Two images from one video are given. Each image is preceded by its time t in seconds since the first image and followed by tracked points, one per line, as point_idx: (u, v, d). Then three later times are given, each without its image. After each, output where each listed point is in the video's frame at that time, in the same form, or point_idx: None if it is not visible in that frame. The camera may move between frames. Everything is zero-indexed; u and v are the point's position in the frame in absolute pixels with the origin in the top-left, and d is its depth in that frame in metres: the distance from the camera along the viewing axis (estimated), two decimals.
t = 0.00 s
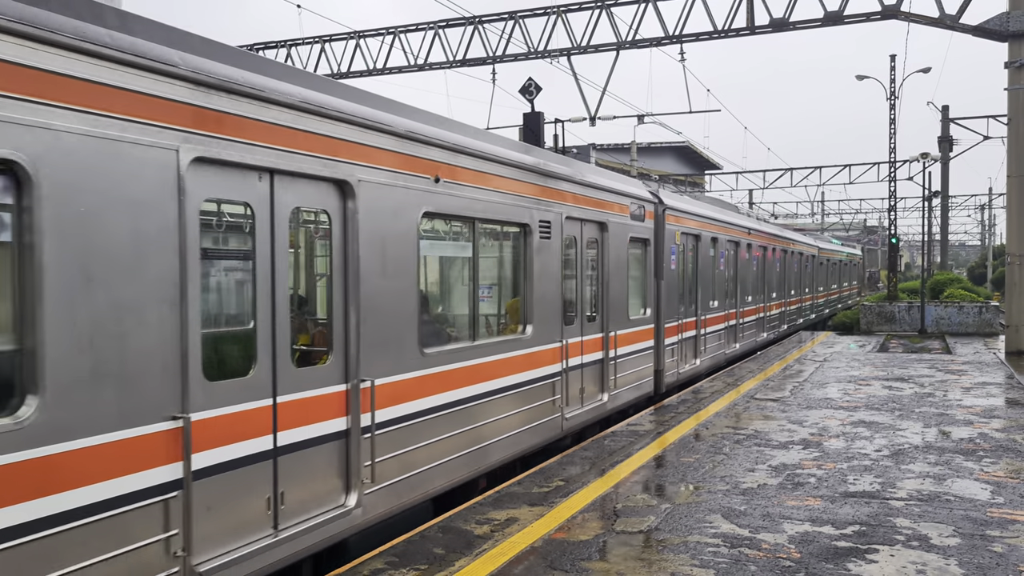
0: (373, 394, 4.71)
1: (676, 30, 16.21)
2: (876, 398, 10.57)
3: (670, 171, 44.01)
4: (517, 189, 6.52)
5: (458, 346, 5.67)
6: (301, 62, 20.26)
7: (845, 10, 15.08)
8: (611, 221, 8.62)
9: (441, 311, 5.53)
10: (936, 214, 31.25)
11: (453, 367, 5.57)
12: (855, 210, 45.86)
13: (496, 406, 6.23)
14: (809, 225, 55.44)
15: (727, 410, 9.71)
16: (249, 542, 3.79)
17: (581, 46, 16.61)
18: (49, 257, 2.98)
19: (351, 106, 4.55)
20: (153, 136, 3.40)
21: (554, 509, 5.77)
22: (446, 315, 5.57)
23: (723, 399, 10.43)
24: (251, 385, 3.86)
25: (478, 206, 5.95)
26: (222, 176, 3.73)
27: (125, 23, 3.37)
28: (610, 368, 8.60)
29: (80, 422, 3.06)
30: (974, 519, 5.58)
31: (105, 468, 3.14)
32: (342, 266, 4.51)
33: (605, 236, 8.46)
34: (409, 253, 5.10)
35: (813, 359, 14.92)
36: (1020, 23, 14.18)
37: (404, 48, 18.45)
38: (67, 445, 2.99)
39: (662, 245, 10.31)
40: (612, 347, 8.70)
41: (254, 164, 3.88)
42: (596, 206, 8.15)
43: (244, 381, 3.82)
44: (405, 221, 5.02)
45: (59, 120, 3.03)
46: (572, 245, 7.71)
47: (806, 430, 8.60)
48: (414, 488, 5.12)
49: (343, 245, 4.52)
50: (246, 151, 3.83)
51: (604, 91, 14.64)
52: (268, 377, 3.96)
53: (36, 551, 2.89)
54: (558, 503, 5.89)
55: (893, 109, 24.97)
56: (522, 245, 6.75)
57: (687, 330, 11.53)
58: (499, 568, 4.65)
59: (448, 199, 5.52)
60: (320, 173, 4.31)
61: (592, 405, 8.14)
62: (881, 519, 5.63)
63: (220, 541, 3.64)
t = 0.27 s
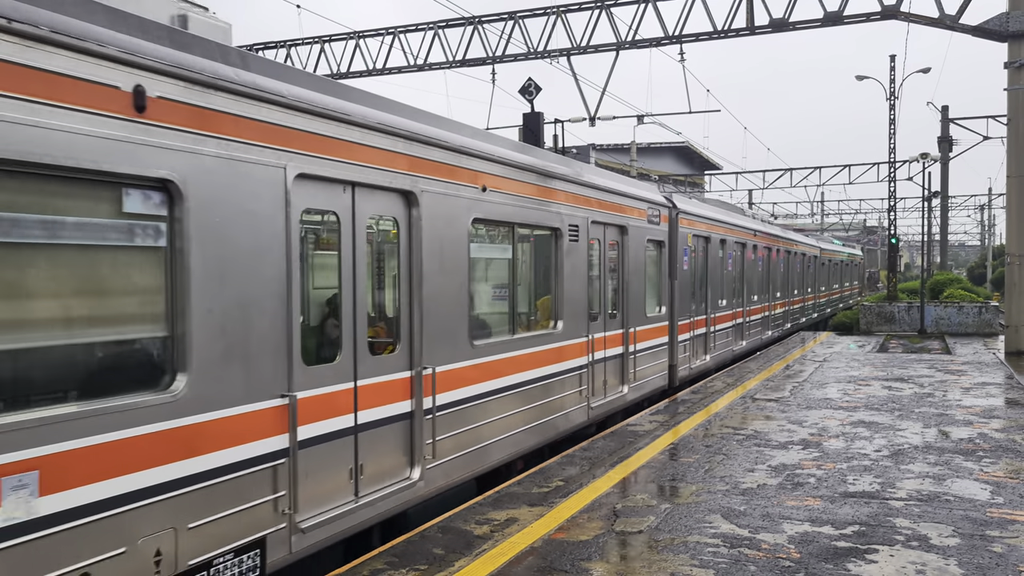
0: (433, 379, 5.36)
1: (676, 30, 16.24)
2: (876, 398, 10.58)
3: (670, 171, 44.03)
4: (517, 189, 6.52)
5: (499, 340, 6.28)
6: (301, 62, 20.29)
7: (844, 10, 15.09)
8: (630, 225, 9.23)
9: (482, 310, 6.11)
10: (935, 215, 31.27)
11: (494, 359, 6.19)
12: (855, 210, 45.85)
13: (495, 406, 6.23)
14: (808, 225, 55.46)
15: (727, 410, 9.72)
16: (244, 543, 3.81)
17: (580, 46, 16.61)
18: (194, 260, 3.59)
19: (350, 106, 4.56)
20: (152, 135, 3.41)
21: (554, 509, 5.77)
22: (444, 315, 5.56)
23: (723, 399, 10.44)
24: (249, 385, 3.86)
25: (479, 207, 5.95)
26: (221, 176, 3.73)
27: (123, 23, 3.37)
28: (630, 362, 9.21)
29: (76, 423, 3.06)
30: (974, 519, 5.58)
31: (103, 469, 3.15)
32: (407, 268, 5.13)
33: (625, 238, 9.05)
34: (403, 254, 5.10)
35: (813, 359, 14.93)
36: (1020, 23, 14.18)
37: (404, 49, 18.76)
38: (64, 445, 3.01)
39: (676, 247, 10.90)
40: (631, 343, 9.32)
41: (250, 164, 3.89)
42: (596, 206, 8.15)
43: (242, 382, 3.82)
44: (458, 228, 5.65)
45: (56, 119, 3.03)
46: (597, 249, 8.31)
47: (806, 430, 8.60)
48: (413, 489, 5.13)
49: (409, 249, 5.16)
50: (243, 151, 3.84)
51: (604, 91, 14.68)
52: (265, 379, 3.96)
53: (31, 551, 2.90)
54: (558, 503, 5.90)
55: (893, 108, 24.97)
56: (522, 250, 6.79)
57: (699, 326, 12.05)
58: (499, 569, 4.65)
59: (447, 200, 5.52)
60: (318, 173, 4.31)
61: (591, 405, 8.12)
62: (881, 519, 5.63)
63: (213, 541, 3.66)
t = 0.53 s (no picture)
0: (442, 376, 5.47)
1: (675, 30, 16.30)
2: (875, 399, 10.58)
3: (669, 172, 44.05)
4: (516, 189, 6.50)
5: (535, 333, 6.87)
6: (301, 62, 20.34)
7: (844, 10, 15.10)
8: (647, 228, 9.81)
9: (520, 307, 6.68)
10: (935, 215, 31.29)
11: (532, 350, 6.79)
12: (855, 211, 45.85)
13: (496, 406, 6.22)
14: (808, 225, 55.50)
15: (727, 410, 9.72)
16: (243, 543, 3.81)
17: (580, 46, 16.61)
18: (298, 262, 4.19)
19: (350, 106, 4.56)
20: (151, 135, 3.40)
21: (554, 509, 5.78)
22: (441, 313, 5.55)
23: (723, 399, 10.46)
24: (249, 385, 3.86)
25: (479, 207, 5.95)
26: (220, 176, 3.72)
27: (123, 23, 3.37)
28: (648, 357, 9.79)
29: (76, 423, 3.05)
30: (973, 520, 5.59)
31: (104, 469, 3.15)
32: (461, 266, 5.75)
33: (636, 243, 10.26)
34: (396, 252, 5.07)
35: (813, 359, 14.94)
36: (1019, 24, 14.19)
37: (404, 49, 18.82)
38: (64, 445, 3.00)
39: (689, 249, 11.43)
40: (649, 338, 9.90)
41: (249, 164, 3.88)
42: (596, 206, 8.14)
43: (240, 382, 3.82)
44: (501, 232, 6.26)
45: (54, 119, 3.02)
46: (619, 250, 8.90)
47: (805, 430, 8.61)
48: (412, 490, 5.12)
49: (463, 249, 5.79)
50: (242, 151, 3.84)
51: (604, 91, 14.66)
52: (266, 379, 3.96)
53: (30, 551, 2.90)
54: (557, 503, 5.91)
55: (893, 109, 24.97)
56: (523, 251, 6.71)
57: (710, 322, 12.45)
58: (499, 569, 4.66)
59: (446, 200, 5.51)
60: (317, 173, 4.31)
61: (590, 404, 8.10)
62: (881, 519, 5.64)
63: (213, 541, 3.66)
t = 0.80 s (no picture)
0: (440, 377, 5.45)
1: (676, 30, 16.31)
2: (875, 399, 10.58)
3: (669, 172, 44.06)
4: (514, 189, 6.49)
5: (566, 329, 7.53)
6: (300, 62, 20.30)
7: (844, 11, 15.10)
8: (664, 231, 10.40)
9: (552, 303, 7.29)
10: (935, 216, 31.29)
11: (560, 344, 7.38)
12: (855, 211, 45.85)
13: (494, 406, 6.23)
14: (808, 226, 55.50)
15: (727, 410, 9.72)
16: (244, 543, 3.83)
17: (580, 47, 16.61)
18: (377, 265, 4.83)
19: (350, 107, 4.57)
20: (151, 135, 3.41)
21: (554, 509, 5.78)
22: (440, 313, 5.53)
23: (723, 399, 10.46)
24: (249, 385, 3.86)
25: (477, 208, 5.97)
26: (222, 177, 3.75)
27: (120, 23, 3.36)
28: (662, 351, 10.35)
29: (76, 422, 3.06)
30: (973, 520, 5.59)
31: (105, 469, 3.15)
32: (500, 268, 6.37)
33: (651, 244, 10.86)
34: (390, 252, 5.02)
35: (813, 359, 14.94)
36: (1019, 24, 14.19)
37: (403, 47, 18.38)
38: (64, 445, 3.00)
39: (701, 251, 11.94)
40: (663, 333, 10.48)
41: (248, 163, 3.88)
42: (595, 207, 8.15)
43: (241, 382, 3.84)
44: (538, 236, 6.92)
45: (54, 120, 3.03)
46: (638, 253, 9.53)
47: (805, 430, 8.62)
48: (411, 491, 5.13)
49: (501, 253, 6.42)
50: (242, 152, 3.84)
51: (604, 92, 14.45)
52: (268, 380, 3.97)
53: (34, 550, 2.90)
54: (557, 504, 5.91)
55: (893, 109, 24.97)
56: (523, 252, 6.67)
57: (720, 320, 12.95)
58: (499, 569, 4.66)
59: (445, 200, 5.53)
60: (318, 175, 4.33)
61: (590, 405, 8.10)
62: (881, 519, 5.64)
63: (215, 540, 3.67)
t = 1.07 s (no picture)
0: (437, 378, 5.39)
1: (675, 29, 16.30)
2: (875, 398, 10.58)
3: (669, 171, 43.99)
4: (515, 188, 6.48)
5: (595, 324, 8.16)
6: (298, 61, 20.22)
7: (844, 10, 15.09)
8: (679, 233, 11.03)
9: (569, 300, 7.60)
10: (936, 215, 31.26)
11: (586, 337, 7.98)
12: (855, 211, 45.82)
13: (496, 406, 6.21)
14: (808, 225, 55.47)
15: (727, 410, 9.71)
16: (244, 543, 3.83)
17: (580, 46, 16.59)
18: (441, 264, 5.48)
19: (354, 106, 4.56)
20: (157, 135, 3.42)
21: (554, 509, 5.76)
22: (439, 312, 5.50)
23: (723, 399, 10.45)
24: (251, 385, 3.86)
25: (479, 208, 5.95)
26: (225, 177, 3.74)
27: (124, 23, 3.35)
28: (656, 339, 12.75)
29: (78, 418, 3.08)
30: (974, 519, 5.58)
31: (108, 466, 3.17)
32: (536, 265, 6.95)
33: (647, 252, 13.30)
34: (420, 253, 5.32)
35: (813, 358, 14.93)
36: (1020, 23, 14.18)
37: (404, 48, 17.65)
38: (61, 442, 3.01)
39: (711, 251, 12.60)
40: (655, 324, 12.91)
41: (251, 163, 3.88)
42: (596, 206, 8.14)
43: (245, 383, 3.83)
44: (571, 238, 7.57)
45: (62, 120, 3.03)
46: (657, 253, 10.15)
47: (805, 430, 8.61)
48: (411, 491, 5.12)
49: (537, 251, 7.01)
50: (246, 151, 3.86)
51: (604, 91, 14.08)
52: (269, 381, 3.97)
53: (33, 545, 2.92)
54: (557, 503, 5.90)
55: (893, 108, 24.95)
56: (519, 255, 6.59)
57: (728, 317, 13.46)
58: (499, 569, 4.65)
59: (447, 199, 5.51)
60: (321, 174, 4.31)
61: (590, 404, 8.07)
62: (881, 518, 5.63)
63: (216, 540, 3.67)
